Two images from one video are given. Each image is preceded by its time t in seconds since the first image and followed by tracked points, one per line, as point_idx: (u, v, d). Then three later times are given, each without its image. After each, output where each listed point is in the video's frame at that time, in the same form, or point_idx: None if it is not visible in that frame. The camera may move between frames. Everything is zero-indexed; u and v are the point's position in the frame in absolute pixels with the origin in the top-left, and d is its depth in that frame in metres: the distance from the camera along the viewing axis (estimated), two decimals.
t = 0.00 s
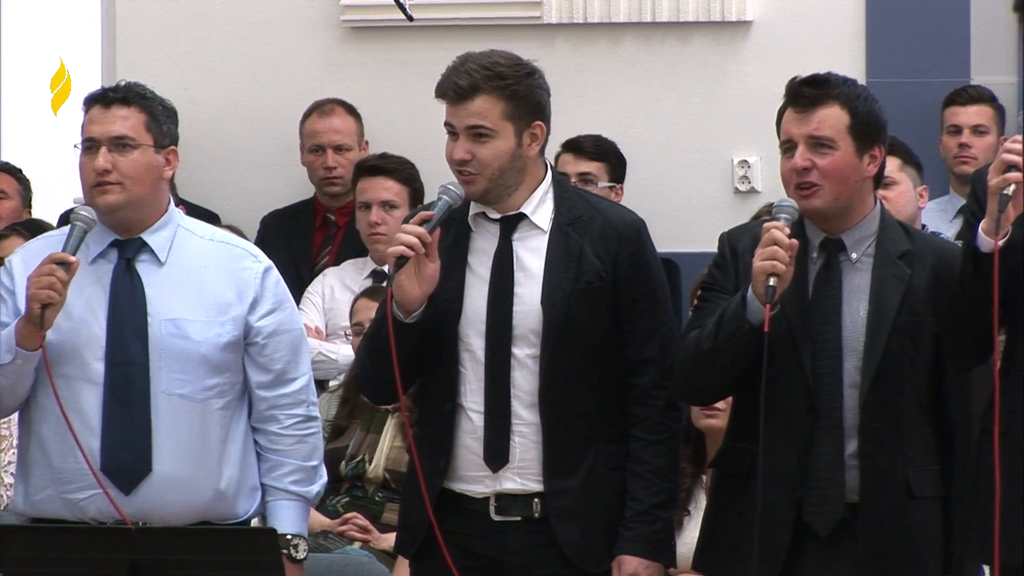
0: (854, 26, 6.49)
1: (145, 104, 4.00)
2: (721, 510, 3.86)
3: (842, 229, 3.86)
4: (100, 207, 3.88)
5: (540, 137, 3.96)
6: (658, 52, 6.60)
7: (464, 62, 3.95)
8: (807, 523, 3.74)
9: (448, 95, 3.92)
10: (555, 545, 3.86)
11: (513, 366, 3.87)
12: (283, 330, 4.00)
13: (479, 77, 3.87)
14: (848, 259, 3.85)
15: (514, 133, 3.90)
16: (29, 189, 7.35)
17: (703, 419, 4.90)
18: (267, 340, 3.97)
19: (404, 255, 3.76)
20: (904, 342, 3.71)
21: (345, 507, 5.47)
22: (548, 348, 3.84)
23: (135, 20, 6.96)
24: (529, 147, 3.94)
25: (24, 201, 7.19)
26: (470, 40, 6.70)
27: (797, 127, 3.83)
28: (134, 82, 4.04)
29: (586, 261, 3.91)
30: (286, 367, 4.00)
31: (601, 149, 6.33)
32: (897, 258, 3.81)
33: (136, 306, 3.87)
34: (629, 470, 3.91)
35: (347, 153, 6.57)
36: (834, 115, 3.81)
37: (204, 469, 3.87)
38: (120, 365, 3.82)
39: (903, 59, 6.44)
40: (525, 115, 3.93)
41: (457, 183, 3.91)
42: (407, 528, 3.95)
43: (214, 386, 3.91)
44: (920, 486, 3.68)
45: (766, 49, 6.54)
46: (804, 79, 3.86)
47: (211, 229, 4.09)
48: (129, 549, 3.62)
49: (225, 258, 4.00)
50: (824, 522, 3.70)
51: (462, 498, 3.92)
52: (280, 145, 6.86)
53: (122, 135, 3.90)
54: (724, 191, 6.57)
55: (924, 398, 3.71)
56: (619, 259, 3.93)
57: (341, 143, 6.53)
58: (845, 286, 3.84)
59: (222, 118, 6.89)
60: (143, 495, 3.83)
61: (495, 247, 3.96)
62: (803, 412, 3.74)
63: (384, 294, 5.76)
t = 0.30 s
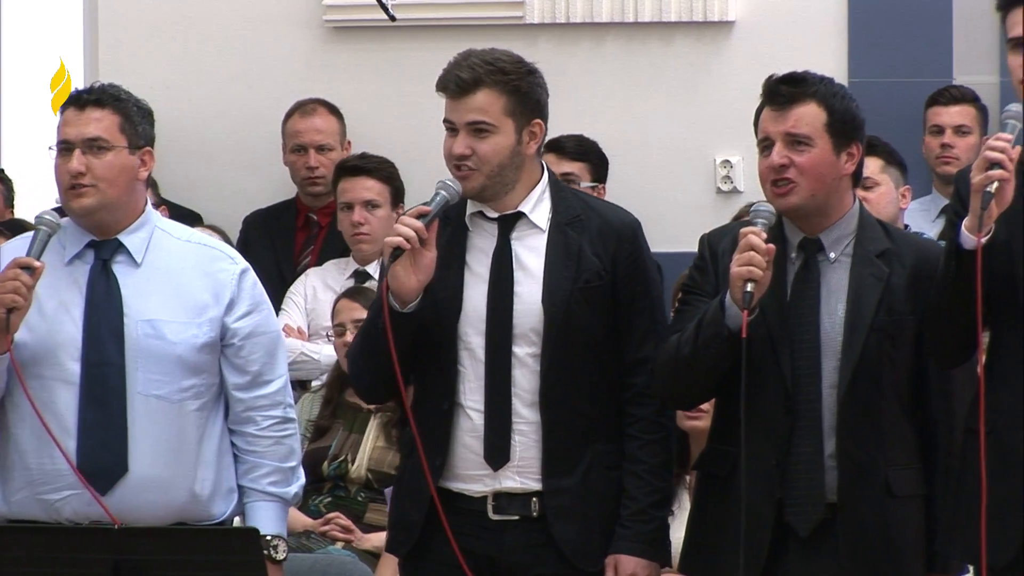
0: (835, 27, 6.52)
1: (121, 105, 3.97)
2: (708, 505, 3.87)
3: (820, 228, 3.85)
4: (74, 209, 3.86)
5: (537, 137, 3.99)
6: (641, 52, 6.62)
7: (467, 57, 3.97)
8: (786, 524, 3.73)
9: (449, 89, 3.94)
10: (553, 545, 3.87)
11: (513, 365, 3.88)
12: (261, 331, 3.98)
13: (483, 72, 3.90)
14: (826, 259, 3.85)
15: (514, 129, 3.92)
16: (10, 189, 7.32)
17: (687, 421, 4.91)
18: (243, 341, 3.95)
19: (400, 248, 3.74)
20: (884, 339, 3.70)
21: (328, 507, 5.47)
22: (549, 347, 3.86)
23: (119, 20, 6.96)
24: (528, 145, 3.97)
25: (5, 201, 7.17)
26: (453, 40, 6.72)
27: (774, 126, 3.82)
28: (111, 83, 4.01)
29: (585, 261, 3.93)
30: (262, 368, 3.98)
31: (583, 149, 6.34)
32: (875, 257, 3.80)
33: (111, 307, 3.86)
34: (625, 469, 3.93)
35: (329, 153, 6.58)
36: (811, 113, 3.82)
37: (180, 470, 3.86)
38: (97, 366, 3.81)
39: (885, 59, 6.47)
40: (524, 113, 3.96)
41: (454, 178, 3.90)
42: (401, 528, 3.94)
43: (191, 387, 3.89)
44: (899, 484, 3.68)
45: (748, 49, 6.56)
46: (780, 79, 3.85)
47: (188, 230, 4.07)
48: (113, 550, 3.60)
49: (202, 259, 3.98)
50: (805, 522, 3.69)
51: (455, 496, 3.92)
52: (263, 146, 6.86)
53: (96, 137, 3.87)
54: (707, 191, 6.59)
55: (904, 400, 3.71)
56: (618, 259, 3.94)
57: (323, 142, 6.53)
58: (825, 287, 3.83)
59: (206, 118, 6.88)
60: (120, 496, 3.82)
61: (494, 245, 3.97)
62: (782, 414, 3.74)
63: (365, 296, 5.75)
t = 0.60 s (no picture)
0: (816, 27, 6.55)
1: (94, 106, 3.97)
2: (687, 504, 3.85)
3: (800, 230, 3.84)
4: (51, 209, 3.85)
5: (534, 134, 4.01)
6: (622, 52, 6.64)
7: (467, 52, 4.00)
8: (768, 523, 3.72)
9: (449, 82, 3.97)
10: (547, 543, 3.88)
11: (511, 363, 3.89)
12: (236, 331, 3.97)
13: (484, 66, 3.93)
14: (807, 259, 3.84)
15: (513, 125, 3.95)
16: None
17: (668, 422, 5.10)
18: (220, 341, 3.94)
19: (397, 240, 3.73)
20: (867, 338, 3.71)
21: (310, 507, 5.48)
22: (547, 344, 3.87)
23: (100, 20, 6.95)
24: (525, 142, 3.99)
25: None
26: (435, 40, 6.72)
27: (747, 130, 3.82)
28: (82, 84, 4.02)
29: (582, 260, 3.94)
30: (238, 368, 3.96)
31: (564, 150, 6.36)
32: (856, 257, 3.80)
33: (88, 309, 3.85)
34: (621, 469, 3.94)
35: (311, 153, 6.58)
36: (783, 115, 3.81)
37: (159, 471, 3.86)
38: (75, 367, 3.80)
39: (865, 60, 6.50)
40: (523, 110, 3.98)
41: (452, 172, 3.92)
42: (392, 525, 3.95)
43: (168, 387, 3.88)
44: (881, 483, 3.68)
45: (729, 49, 6.59)
46: (750, 82, 3.86)
47: (162, 230, 4.05)
48: (96, 551, 3.60)
49: (176, 260, 3.97)
50: (786, 522, 3.68)
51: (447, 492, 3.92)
52: (246, 146, 6.86)
53: (72, 135, 3.87)
54: (689, 191, 6.62)
55: (885, 398, 3.72)
56: (614, 260, 3.97)
57: (304, 143, 6.53)
58: (804, 288, 3.82)
59: (188, 118, 6.89)
60: (99, 496, 3.81)
61: (489, 241, 3.98)
62: (763, 414, 3.73)
63: (346, 295, 5.76)
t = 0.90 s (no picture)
0: (798, 27, 6.57)
1: (72, 104, 3.95)
2: (670, 507, 3.82)
3: (784, 230, 3.82)
4: (26, 207, 3.83)
5: (512, 134, 3.99)
6: (606, 52, 6.65)
7: (444, 53, 4.00)
8: (750, 523, 3.70)
9: (426, 83, 3.97)
10: (522, 542, 3.89)
11: (488, 362, 3.90)
12: (213, 330, 3.96)
13: (459, 66, 3.92)
14: (789, 260, 3.82)
15: (489, 125, 3.94)
16: None
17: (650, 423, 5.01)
18: (196, 341, 3.92)
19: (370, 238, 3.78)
20: (847, 340, 3.69)
21: (293, 507, 5.48)
22: (525, 343, 3.88)
23: (83, 19, 6.95)
24: (504, 142, 3.98)
25: None
26: (419, 40, 6.73)
27: (732, 131, 3.80)
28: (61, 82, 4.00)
29: (562, 259, 3.94)
30: (215, 367, 3.96)
31: (547, 150, 6.37)
32: (838, 257, 3.78)
33: (65, 309, 3.83)
34: (602, 469, 3.95)
35: (294, 153, 6.60)
36: (766, 116, 3.80)
37: (137, 471, 3.84)
38: (52, 368, 3.78)
39: (847, 60, 6.53)
40: (500, 109, 3.97)
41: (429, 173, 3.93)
42: (374, 523, 3.96)
43: (145, 387, 3.87)
44: (863, 484, 3.66)
45: (712, 49, 6.61)
46: (735, 83, 3.84)
47: (136, 230, 4.03)
48: (78, 551, 3.59)
49: (152, 260, 3.95)
50: (768, 522, 3.66)
51: (429, 491, 3.93)
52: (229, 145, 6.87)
53: (49, 133, 3.86)
54: (672, 191, 6.64)
55: (867, 399, 3.70)
56: (595, 260, 3.96)
57: (287, 143, 6.56)
58: (787, 288, 3.80)
59: (171, 117, 6.89)
60: (78, 497, 3.80)
61: (469, 240, 3.99)
62: (747, 419, 3.70)
63: (328, 295, 5.76)
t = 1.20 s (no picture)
0: (779, 28, 6.59)
1: (44, 105, 3.95)
2: (653, 507, 3.81)
3: (768, 228, 3.82)
4: None
5: (483, 134, 3.99)
6: (587, 52, 6.67)
7: (415, 54, 4.02)
8: (733, 520, 3.70)
9: (397, 84, 3.99)
10: (490, 542, 3.89)
11: (456, 362, 3.91)
12: (186, 330, 3.94)
13: (428, 66, 3.93)
14: (774, 259, 3.82)
15: (458, 125, 3.95)
16: None
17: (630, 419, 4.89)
18: (170, 341, 3.91)
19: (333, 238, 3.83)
20: (832, 341, 3.69)
21: (274, 507, 5.49)
22: (491, 344, 3.88)
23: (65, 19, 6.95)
24: (475, 142, 3.98)
25: None
26: (401, 40, 6.73)
27: (720, 129, 3.82)
28: (33, 84, 4.00)
29: (531, 259, 3.94)
30: (190, 367, 3.94)
31: (529, 151, 6.38)
32: (823, 257, 3.78)
33: (39, 310, 3.81)
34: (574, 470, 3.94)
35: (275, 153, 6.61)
36: (755, 115, 3.81)
37: (113, 471, 3.83)
38: (27, 369, 3.77)
39: (827, 60, 6.55)
40: (470, 109, 3.98)
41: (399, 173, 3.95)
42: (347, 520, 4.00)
43: (120, 387, 3.85)
44: (845, 484, 3.67)
45: (692, 49, 6.62)
46: (726, 81, 3.85)
47: (109, 229, 4.01)
48: (60, 551, 3.58)
49: (125, 260, 3.93)
50: (751, 521, 3.66)
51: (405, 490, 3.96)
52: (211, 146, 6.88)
53: (23, 132, 3.84)
54: (653, 191, 6.66)
55: (851, 400, 3.70)
56: (565, 259, 3.95)
57: (269, 143, 6.55)
58: (771, 288, 3.80)
59: (153, 118, 6.89)
60: (55, 498, 3.79)
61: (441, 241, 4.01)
62: (730, 413, 3.70)
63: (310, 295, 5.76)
